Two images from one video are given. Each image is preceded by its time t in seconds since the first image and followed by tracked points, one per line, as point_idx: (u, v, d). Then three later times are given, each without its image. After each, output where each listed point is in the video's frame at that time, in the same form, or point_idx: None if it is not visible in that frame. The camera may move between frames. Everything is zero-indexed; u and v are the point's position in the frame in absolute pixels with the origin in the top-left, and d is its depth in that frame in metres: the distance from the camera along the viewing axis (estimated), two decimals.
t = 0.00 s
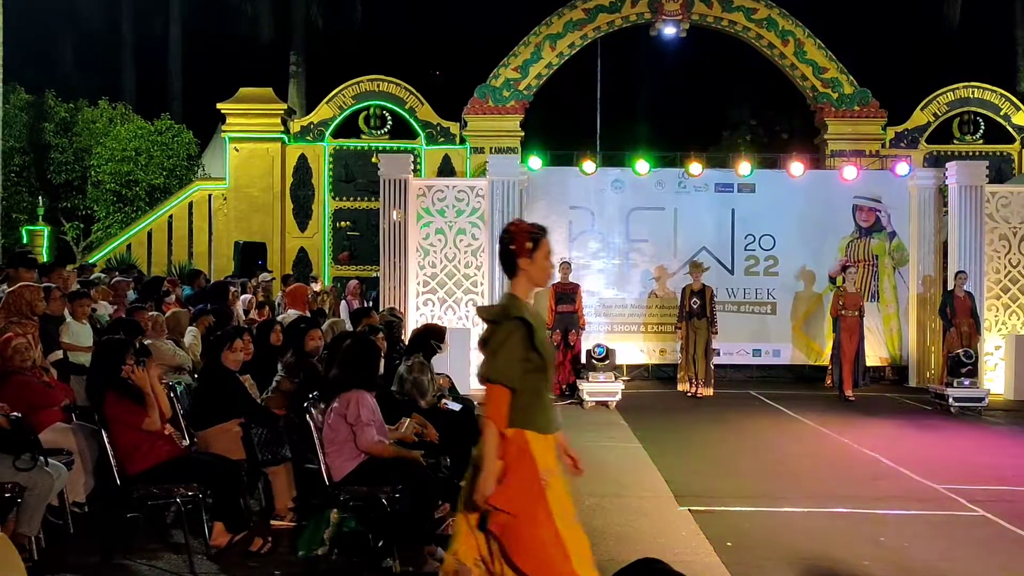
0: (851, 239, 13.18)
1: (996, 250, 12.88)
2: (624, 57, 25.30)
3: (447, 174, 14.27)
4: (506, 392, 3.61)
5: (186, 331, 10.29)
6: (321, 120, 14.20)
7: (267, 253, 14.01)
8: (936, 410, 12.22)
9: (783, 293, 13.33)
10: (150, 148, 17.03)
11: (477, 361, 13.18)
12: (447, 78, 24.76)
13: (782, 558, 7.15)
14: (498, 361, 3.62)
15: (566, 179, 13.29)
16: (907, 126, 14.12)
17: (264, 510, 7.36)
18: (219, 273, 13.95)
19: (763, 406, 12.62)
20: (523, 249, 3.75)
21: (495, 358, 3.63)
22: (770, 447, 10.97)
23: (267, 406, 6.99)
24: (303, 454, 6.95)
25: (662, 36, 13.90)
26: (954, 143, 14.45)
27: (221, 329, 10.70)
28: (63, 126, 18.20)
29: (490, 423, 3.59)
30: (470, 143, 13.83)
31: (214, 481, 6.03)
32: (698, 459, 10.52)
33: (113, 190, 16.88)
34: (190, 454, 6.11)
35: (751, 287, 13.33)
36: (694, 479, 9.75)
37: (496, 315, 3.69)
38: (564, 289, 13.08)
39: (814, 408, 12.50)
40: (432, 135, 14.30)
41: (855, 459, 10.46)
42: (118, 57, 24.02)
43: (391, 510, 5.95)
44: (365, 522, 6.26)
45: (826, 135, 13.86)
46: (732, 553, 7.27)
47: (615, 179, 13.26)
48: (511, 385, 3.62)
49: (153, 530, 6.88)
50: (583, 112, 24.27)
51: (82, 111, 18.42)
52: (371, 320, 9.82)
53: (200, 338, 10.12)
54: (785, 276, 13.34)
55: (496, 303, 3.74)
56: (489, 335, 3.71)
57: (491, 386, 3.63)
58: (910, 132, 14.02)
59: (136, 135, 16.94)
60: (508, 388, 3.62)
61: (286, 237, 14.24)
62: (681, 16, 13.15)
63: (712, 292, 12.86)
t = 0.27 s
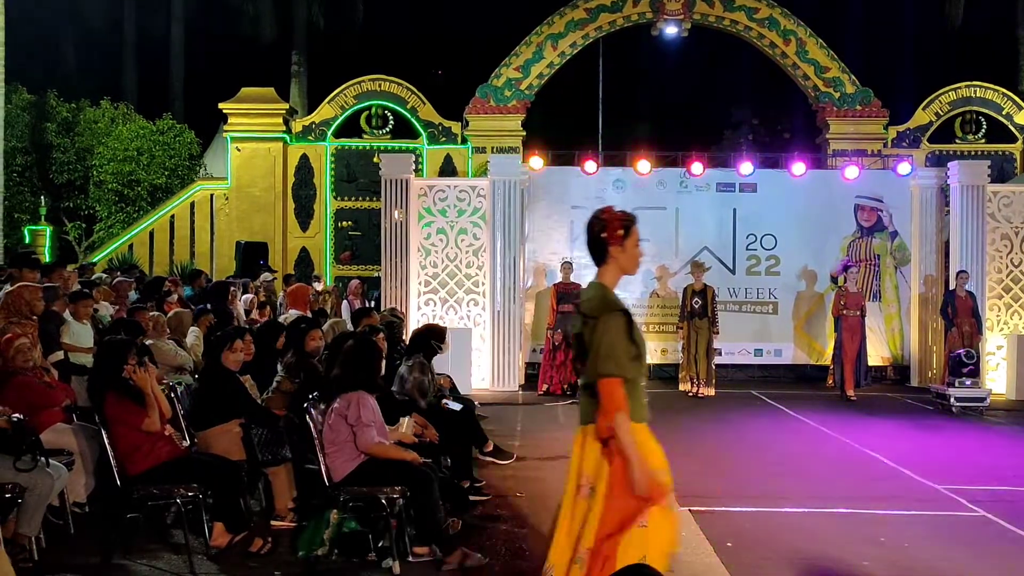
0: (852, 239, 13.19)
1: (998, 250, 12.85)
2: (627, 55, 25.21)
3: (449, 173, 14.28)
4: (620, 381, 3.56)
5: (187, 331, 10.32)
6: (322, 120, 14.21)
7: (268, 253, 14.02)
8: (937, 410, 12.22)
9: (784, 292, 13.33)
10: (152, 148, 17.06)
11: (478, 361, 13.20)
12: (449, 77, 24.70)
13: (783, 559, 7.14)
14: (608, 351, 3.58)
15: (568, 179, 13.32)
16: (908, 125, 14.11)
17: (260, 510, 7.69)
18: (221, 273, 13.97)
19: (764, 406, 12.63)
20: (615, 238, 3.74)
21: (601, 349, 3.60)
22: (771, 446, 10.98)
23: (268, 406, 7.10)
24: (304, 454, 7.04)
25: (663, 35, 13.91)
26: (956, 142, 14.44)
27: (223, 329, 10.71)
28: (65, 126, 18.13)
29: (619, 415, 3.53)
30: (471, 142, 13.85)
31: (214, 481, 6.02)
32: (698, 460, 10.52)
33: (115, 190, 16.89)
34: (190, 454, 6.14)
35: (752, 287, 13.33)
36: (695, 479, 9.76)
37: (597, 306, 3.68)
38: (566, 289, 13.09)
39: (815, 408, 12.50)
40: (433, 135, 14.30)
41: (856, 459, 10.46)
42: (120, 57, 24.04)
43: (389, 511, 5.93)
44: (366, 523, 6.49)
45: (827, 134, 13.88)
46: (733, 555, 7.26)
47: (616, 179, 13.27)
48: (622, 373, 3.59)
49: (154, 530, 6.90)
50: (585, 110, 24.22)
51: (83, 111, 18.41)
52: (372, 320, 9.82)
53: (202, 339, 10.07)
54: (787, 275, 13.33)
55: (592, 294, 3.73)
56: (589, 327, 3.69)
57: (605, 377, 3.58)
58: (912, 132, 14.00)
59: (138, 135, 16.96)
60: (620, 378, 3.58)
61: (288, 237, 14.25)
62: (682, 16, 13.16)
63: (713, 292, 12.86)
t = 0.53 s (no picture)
0: (852, 238, 13.19)
1: (998, 249, 12.84)
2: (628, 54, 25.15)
3: (449, 173, 14.30)
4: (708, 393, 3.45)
5: (187, 330, 10.32)
6: (322, 119, 14.20)
7: (268, 252, 14.02)
8: (937, 409, 12.23)
9: (784, 292, 13.33)
10: (152, 148, 17.09)
11: (478, 361, 13.22)
12: (449, 76, 24.61)
13: (782, 559, 7.13)
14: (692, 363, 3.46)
15: (567, 179, 13.32)
16: (909, 125, 14.10)
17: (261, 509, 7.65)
18: (221, 272, 13.97)
19: (764, 406, 12.64)
20: (684, 249, 3.62)
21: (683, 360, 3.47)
22: (770, 446, 10.99)
23: (267, 406, 7.04)
24: (302, 455, 6.99)
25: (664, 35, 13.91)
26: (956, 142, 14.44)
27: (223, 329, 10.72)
28: (65, 126, 18.09)
29: (716, 426, 3.39)
30: (471, 142, 13.85)
31: (213, 481, 6.06)
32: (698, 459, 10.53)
33: (115, 190, 16.90)
34: (189, 455, 6.15)
35: (753, 287, 13.32)
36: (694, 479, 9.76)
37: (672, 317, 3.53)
38: (565, 289, 13.09)
39: (814, 408, 12.50)
40: (433, 135, 14.29)
41: (856, 459, 10.46)
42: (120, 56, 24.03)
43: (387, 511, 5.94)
44: (364, 524, 6.39)
45: (827, 134, 13.88)
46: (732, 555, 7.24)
47: (616, 179, 13.27)
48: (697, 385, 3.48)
49: (153, 530, 6.92)
50: (585, 110, 24.20)
51: (83, 111, 18.38)
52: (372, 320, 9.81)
53: (202, 339, 10.04)
54: (787, 275, 13.33)
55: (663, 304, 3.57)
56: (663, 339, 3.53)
57: (693, 388, 3.44)
58: (913, 132, 13.95)
59: (138, 134, 16.98)
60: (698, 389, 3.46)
61: (288, 237, 14.26)
62: (683, 15, 13.19)
63: (713, 292, 12.85)
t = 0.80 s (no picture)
0: (850, 238, 13.18)
1: (996, 249, 12.83)
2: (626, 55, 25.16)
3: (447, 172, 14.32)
4: (795, 384, 4.02)
5: (185, 330, 10.29)
6: (320, 119, 14.19)
7: (266, 252, 14.01)
8: (935, 408, 12.24)
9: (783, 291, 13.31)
10: (150, 148, 17.13)
11: (477, 360, 13.24)
12: (448, 74, 24.49)
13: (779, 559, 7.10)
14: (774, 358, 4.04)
15: (565, 179, 13.31)
16: (907, 125, 14.07)
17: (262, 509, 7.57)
18: (219, 272, 13.96)
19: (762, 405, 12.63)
20: (778, 243, 4.18)
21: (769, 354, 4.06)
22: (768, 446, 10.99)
23: (264, 406, 7.16)
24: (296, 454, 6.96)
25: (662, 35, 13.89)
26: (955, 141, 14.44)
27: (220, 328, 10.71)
28: (63, 125, 17.99)
29: (792, 416, 3.97)
30: (469, 142, 13.86)
31: (209, 481, 6.09)
32: (694, 459, 10.53)
33: (114, 188, 16.97)
34: (185, 456, 6.13)
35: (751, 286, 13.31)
36: (692, 479, 9.75)
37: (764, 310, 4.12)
38: (563, 288, 13.12)
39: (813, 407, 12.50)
40: (432, 134, 14.29)
41: (853, 459, 10.45)
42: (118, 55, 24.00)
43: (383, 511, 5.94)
44: (361, 524, 6.33)
45: (827, 134, 13.88)
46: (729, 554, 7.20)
47: (615, 178, 13.26)
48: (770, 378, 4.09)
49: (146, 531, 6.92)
50: (585, 110, 24.16)
51: (81, 110, 18.32)
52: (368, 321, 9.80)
53: (199, 338, 10.05)
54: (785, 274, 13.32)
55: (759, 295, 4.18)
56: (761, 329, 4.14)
57: (778, 379, 4.01)
58: (911, 131, 13.98)
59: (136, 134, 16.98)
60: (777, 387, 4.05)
61: (286, 236, 14.25)
62: (681, 15, 13.22)
63: (710, 292, 12.87)
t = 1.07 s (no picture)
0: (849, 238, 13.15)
1: (994, 249, 12.81)
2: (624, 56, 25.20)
3: (444, 172, 14.28)
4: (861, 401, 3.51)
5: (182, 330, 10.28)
6: (318, 119, 14.19)
7: (264, 252, 14.01)
8: (932, 409, 12.22)
9: (781, 291, 13.29)
10: (148, 148, 17.18)
11: (474, 361, 13.25)
12: (447, 74, 24.57)
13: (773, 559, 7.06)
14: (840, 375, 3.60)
15: (562, 179, 13.30)
16: (905, 124, 14.04)
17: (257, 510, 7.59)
18: (217, 272, 13.96)
19: (759, 405, 12.63)
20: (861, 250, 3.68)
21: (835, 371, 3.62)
22: (765, 447, 10.98)
23: (260, 408, 7.04)
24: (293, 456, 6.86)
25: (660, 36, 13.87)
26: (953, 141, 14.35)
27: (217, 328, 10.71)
28: (61, 126, 18.12)
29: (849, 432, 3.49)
30: (467, 142, 13.80)
31: (205, 482, 6.04)
32: (690, 460, 10.51)
33: (112, 189, 17.03)
34: (181, 457, 6.10)
35: (748, 286, 13.31)
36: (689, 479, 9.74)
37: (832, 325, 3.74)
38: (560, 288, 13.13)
39: (812, 407, 12.49)
40: (429, 134, 14.30)
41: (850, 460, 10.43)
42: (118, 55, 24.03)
43: (377, 513, 5.92)
44: (356, 525, 6.31)
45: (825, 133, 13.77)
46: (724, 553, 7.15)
47: (612, 178, 13.25)
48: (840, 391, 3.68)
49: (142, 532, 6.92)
50: (582, 113, 24.22)
51: (79, 110, 18.43)
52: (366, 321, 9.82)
53: (195, 339, 10.05)
54: (783, 274, 13.30)
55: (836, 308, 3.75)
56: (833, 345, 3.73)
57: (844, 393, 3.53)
58: (910, 131, 13.92)
59: (134, 134, 17.06)
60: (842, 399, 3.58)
61: (283, 236, 14.26)
62: (679, 15, 13.22)
63: (707, 292, 12.91)
